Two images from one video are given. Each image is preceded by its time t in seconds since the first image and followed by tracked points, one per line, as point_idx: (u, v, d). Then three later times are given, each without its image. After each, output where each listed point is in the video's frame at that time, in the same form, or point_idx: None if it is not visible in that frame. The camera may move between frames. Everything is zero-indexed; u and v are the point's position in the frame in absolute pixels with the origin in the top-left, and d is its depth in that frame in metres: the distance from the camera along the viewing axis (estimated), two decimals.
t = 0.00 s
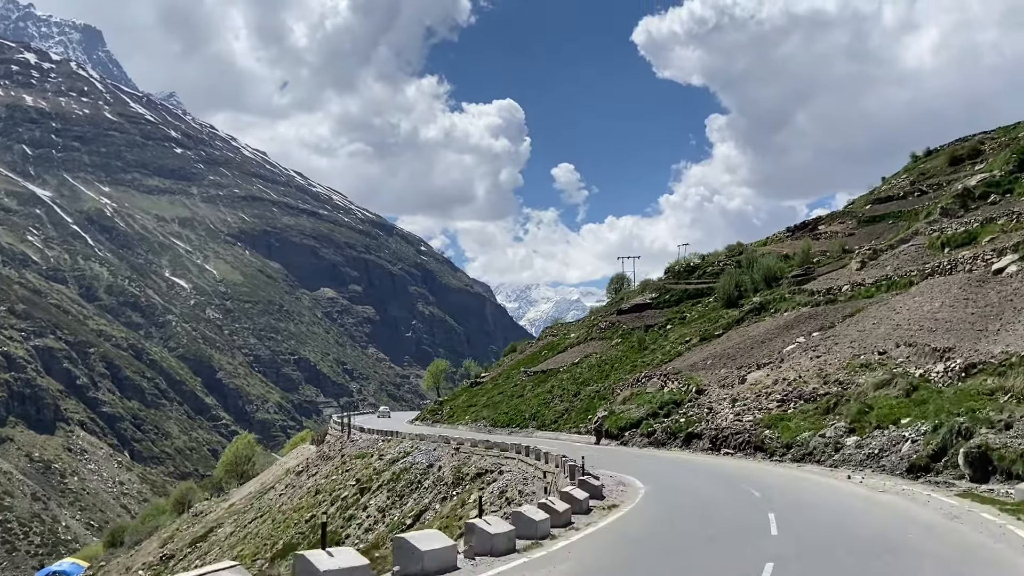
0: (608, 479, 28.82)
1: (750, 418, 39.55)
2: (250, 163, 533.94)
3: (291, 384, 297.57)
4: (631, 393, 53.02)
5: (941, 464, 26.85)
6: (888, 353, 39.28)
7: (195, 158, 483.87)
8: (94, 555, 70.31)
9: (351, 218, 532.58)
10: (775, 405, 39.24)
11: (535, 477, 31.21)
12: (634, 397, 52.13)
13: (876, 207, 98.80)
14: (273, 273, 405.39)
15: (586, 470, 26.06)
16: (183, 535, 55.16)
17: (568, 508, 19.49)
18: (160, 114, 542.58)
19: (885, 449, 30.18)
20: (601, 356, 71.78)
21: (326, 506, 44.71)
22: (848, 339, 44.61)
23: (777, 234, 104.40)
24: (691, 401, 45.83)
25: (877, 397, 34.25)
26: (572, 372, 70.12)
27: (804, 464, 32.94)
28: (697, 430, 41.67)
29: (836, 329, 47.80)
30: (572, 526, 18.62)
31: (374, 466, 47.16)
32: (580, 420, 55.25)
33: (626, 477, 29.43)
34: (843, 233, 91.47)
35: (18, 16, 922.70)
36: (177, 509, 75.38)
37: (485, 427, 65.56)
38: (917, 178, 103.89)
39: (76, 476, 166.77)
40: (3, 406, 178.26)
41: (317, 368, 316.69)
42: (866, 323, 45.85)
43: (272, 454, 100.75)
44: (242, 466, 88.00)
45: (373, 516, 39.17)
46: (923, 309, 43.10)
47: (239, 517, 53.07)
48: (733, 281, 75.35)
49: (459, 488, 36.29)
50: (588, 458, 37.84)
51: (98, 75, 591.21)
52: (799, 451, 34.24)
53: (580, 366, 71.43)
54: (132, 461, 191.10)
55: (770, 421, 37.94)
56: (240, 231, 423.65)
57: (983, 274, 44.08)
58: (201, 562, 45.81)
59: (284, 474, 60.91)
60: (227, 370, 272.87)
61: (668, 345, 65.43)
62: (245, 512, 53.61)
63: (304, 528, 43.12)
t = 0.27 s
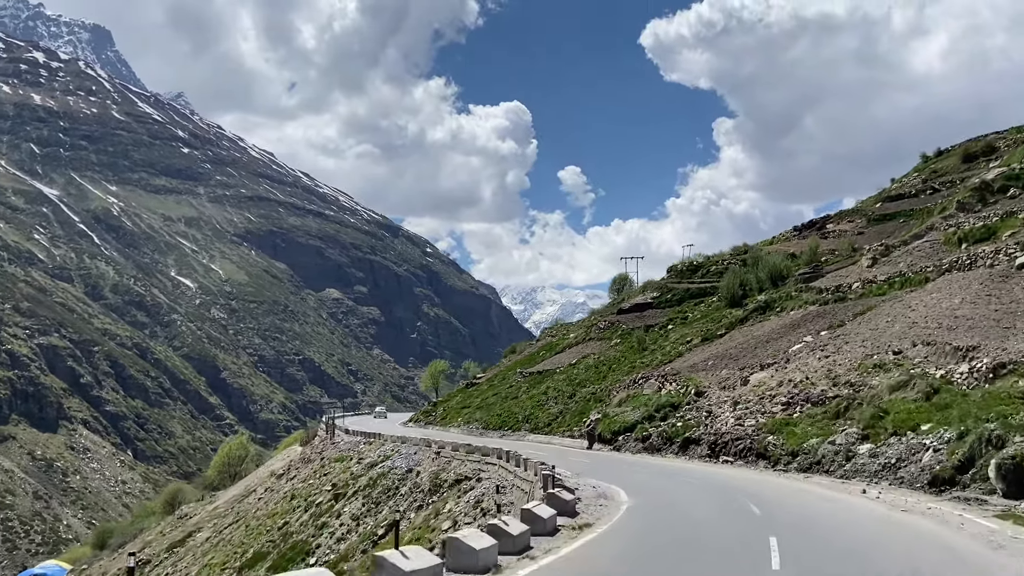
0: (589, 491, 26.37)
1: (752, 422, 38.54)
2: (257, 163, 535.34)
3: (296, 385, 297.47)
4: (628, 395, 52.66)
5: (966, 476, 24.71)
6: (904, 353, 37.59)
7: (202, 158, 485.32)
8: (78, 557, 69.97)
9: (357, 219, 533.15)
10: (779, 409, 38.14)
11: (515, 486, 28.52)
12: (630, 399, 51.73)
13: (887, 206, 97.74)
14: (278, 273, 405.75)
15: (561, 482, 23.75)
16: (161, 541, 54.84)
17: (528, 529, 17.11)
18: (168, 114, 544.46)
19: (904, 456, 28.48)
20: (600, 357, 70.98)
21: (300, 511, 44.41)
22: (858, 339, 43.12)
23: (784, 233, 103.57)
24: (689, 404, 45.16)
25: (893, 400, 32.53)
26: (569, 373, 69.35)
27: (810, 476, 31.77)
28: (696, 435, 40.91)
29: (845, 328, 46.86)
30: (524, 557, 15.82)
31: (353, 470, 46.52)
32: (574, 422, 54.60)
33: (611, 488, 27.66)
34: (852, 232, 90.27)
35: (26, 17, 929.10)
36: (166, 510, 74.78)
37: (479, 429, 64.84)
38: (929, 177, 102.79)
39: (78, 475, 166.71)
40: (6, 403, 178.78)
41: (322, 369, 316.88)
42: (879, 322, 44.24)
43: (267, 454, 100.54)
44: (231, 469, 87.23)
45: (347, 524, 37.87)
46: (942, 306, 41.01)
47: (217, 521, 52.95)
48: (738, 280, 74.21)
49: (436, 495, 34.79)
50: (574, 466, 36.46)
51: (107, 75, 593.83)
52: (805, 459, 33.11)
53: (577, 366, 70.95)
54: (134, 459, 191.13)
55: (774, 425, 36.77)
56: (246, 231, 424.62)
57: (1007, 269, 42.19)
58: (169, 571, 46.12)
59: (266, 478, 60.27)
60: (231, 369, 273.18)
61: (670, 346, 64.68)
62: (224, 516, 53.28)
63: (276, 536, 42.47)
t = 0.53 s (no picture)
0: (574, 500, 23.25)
1: (764, 428, 33.05)
2: (271, 165, 538.42)
3: (307, 386, 298.08)
4: (635, 397, 47.76)
5: (1012, 493, 19.96)
6: (931, 352, 32.32)
7: (217, 159, 488.68)
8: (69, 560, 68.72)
9: (371, 220, 534.51)
10: (792, 412, 32.87)
11: (497, 496, 24.29)
12: (634, 401, 46.86)
13: (906, 204, 95.98)
14: (292, 274, 407.30)
15: (535, 495, 20.40)
16: (147, 545, 55.13)
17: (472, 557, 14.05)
18: (184, 115, 548.44)
19: (937, 468, 23.30)
20: (605, 358, 70.15)
21: (279, 520, 41.84)
22: (880, 337, 37.87)
23: (799, 232, 102.08)
24: (696, 406, 39.79)
25: (920, 404, 27.36)
26: (574, 374, 68.46)
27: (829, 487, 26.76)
28: (702, 441, 35.76)
29: (866, 326, 42.10)
30: None
31: (335, 475, 44.02)
32: (574, 426, 51.98)
33: (600, 500, 23.58)
34: (869, 231, 88.58)
35: (46, 19, 941.43)
36: (161, 512, 73.40)
37: (479, 432, 64.08)
38: (950, 176, 100.70)
39: (90, 474, 167.62)
40: (20, 401, 180.30)
41: (334, 370, 317.60)
42: (902, 319, 39.30)
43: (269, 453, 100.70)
44: (230, 472, 86.09)
45: (324, 537, 34.23)
46: (971, 303, 35.99)
47: (205, 524, 52.63)
48: (750, 279, 73.20)
49: (418, 505, 30.39)
50: (561, 472, 31.73)
51: (124, 76, 599.27)
52: (822, 470, 28.07)
53: (581, 367, 70.27)
54: (146, 459, 192.01)
55: (788, 430, 31.45)
56: (260, 232, 426.87)
57: None
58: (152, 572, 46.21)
59: (260, 479, 58.93)
60: (243, 370, 274.23)
61: (678, 346, 63.82)
62: (210, 520, 52.75)
63: (252, 544, 40.66)
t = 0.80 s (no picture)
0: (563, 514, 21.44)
1: (785, 434, 30.08)
2: (293, 167, 542.86)
3: (327, 388, 299.27)
4: (646, 399, 46.81)
5: None
6: (979, 352, 28.90)
7: (240, 162, 493.73)
8: (74, 560, 68.58)
9: (392, 223, 536.69)
10: (819, 417, 29.78)
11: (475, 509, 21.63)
12: (647, 404, 45.59)
13: (939, 200, 93.47)
14: (313, 276, 409.82)
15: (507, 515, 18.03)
16: (143, 547, 55.21)
17: None
18: (208, 118, 554.91)
19: (990, 482, 19.98)
20: (619, 359, 69.40)
21: (266, 526, 40.35)
22: (918, 336, 34.26)
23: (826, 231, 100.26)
24: (712, 411, 37.40)
25: (968, 410, 24.09)
26: (586, 376, 67.73)
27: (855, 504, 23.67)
28: (717, 448, 33.05)
29: (900, 323, 38.77)
30: None
31: (325, 479, 42.78)
32: (584, 429, 50.54)
33: (593, 518, 20.84)
34: (900, 228, 86.63)
35: (75, 23, 958.99)
36: (168, 513, 72.99)
37: (487, 435, 63.46)
38: (984, 172, 98.04)
39: (111, 473, 169.28)
40: (43, 400, 182.85)
41: (354, 372, 318.79)
42: (943, 314, 35.72)
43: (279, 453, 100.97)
44: (241, 472, 85.84)
45: (308, 545, 32.13)
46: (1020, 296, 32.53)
47: (201, 527, 52.21)
48: (773, 278, 71.83)
49: (406, 512, 27.57)
50: (559, 485, 29.08)
51: (150, 79, 607.97)
52: (853, 483, 24.83)
53: (594, 368, 69.70)
54: (167, 458, 193.67)
55: (815, 437, 28.19)
56: (282, 234, 430.26)
57: None
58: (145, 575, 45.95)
59: (258, 481, 57.79)
60: (264, 371, 276.19)
61: (695, 346, 62.89)
62: (206, 523, 52.44)
63: (237, 552, 39.20)
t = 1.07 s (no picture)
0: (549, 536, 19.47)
1: (822, 443, 28.37)
2: (322, 172, 548.31)
3: (354, 390, 300.79)
4: (665, 404, 46.03)
5: None
6: None
7: (271, 166, 499.84)
8: (85, 563, 68.16)
9: (419, 227, 539.33)
10: (860, 424, 28.41)
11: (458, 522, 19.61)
12: (667, 408, 44.81)
13: (981, 199, 90.74)
14: (341, 279, 412.85)
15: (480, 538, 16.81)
16: (144, 554, 54.43)
17: None
18: (240, 123, 562.34)
19: None
20: (641, 361, 68.56)
21: (256, 535, 38.85)
22: (972, 334, 32.53)
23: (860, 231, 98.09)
24: (737, 416, 36.43)
25: None
26: (606, 379, 66.76)
27: (901, 528, 21.32)
28: (743, 458, 31.56)
29: (950, 323, 36.70)
30: None
31: (320, 485, 41.64)
32: (600, 435, 49.59)
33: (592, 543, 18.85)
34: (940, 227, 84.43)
35: (111, 31, 981.18)
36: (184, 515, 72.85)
37: (500, 440, 62.83)
38: None
39: (141, 473, 171.58)
40: (76, 401, 186.19)
41: (381, 375, 320.22)
42: (1000, 313, 33.73)
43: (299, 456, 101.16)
44: (259, 474, 85.72)
45: (295, 558, 30.00)
46: None
47: (200, 534, 51.14)
48: (804, 276, 69.94)
49: (394, 526, 25.61)
50: (563, 500, 27.18)
51: (183, 85, 617.65)
52: (904, 501, 22.47)
53: (614, 371, 68.78)
54: (195, 459, 195.85)
55: (855, 448, 26.40)
56: (311, 237, 434.35)
57: None
58: None
59: (260, 487, 56.67)
60: (292, 373, 278.68)
61: (720, 349, 61.63)
62: (206, 529, 51.44)
63: (226, 561, 37.38)
